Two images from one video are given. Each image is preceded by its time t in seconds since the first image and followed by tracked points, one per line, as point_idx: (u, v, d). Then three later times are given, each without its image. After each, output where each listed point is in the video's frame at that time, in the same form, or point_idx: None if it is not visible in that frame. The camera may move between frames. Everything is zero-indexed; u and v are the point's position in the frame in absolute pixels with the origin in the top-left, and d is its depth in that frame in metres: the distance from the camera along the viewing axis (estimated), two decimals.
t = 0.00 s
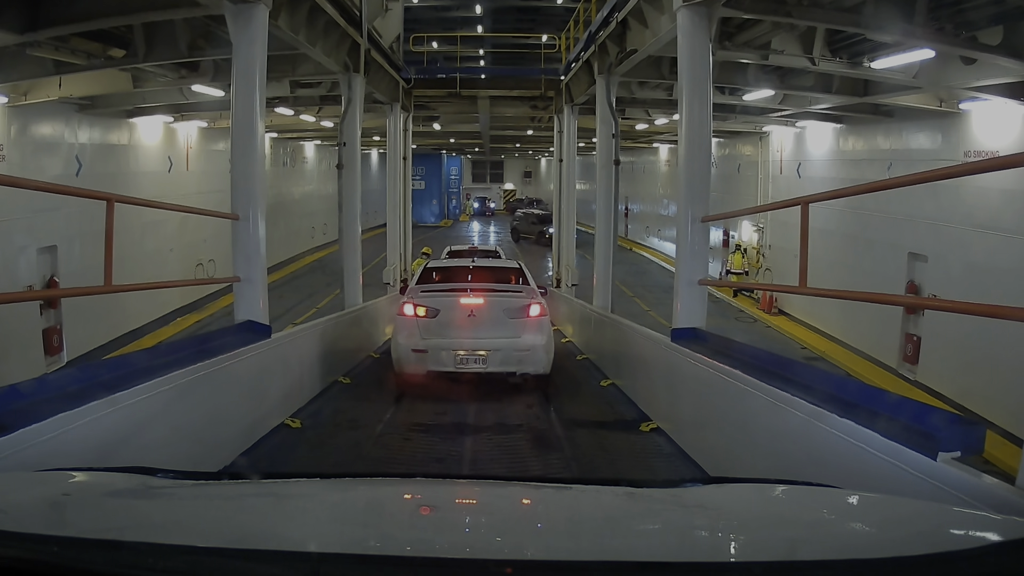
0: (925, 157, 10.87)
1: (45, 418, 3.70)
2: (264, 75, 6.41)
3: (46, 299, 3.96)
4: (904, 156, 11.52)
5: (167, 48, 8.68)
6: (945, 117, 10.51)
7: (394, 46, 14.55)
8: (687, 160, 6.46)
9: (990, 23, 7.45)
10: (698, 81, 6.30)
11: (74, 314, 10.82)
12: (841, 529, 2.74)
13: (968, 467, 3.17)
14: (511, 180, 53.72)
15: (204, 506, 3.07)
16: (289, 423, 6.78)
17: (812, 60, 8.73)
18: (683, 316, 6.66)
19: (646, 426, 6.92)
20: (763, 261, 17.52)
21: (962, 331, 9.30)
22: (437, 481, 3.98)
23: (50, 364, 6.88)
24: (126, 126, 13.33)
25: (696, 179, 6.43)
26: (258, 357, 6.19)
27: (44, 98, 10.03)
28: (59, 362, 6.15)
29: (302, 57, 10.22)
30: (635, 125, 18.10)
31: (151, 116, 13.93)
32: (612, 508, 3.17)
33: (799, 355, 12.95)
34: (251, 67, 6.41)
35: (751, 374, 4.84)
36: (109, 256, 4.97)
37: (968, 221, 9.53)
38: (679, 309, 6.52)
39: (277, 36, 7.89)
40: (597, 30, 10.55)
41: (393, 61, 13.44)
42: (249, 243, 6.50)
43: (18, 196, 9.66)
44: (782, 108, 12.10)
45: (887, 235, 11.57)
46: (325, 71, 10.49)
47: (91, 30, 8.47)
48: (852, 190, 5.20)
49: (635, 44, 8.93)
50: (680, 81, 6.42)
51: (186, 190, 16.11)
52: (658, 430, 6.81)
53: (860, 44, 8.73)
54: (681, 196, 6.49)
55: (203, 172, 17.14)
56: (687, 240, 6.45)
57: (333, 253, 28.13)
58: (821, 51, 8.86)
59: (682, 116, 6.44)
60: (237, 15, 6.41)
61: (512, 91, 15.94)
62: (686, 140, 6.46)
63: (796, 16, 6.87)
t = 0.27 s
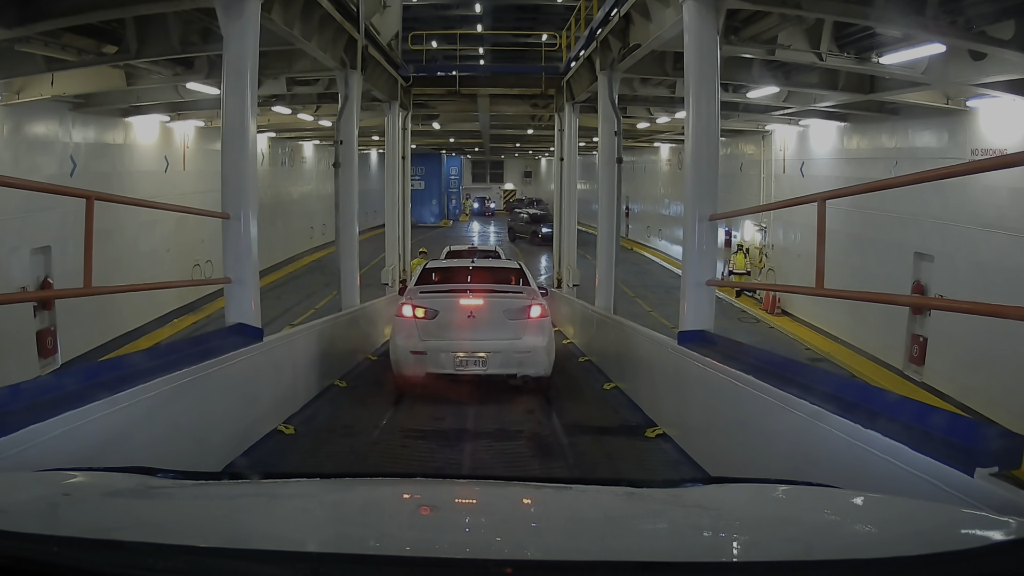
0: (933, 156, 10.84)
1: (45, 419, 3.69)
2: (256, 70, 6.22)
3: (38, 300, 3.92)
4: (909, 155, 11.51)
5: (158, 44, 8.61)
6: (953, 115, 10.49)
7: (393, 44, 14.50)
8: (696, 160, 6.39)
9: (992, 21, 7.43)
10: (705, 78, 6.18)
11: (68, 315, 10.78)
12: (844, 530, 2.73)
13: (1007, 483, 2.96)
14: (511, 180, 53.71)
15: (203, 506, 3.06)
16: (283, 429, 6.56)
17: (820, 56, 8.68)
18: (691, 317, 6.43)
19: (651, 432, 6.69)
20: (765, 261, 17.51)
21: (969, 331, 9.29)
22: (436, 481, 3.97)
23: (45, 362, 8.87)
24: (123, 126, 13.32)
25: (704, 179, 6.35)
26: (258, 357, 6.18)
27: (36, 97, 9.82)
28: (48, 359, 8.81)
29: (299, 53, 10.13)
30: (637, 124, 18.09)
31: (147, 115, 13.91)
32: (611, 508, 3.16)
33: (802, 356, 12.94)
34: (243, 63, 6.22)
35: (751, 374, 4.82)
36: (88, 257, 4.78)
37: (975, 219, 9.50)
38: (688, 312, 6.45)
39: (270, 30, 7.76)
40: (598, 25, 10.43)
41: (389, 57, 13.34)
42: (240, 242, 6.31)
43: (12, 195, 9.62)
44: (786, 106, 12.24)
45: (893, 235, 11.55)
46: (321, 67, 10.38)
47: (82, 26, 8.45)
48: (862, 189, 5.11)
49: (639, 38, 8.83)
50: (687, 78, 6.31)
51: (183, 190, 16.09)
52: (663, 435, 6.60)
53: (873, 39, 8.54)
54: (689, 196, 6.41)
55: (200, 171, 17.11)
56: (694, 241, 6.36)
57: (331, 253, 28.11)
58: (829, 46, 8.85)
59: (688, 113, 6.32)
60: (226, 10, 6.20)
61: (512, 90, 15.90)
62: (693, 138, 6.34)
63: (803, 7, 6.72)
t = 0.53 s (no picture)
0: (937, 155, 10.83)
1: (45, 418, 3.69)
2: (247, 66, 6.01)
3: (31, 300, 3.91)
4: (913, 154, 11.49)
5: (150, 39, 8.54)
6: (957, 112, 10.48)
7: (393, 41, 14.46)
8: (703, 157, 6.13)
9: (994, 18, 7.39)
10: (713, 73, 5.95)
11: (64, 315, 10.76)
12: (848, 531, 2.71)
13: None
14: (511, 180, 53.71)
15: (202, 506, 3.05)
16: (276, 433, 6.39)
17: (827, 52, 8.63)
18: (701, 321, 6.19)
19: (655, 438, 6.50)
20: (767, 261, 17.49)
21: (973, 332, 9.30)
22: (436, 481, 3.96)
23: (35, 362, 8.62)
24: (118, 124, 13.29)
25: (714, 176, 6.08)
26: (257, 356, 6.17)
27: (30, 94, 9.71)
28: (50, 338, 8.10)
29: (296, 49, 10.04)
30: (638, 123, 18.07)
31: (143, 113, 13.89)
32: (612, 508, 3.16)
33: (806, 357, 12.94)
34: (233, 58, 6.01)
35: (751, 375, 4.81)
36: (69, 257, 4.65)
37: (981, 219, 9.48)
38: (694, 314, 6.17)
39: (264, 23, 7.62)
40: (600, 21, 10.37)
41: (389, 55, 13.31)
42: (230, 241, 6.11)
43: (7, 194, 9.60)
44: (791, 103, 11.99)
45: (898, 235, 11.54)
46: (319, 63, 10.29)
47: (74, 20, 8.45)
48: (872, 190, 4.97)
49: (644, 32, 8.74)
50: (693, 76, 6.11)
51: (180, 189, 16.08)
52: (669, 441, 6.39)
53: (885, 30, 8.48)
54: (696, 195, 6.17)
55: (197, 170, 17.09)
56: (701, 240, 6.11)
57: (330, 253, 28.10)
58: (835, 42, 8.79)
59: (695, 110, 6.09)
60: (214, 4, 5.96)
61: (512, 88, 15.87)
62: (701, 136, 6.12)
63: None
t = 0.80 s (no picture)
0: (940, 154, 10.84)
1: (44, 419, 3.68)
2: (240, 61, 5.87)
3: (27, 301, 3.89)
4: (917, 154, 11.49)
5: (144, 35, 8.51)
6: (961, 111, 10.49)
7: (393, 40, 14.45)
8: (710, 155, 5.98)
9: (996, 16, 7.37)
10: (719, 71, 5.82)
11: (59, 316, 10.75)
12: (848, 531, 2.70)
13: None
14: (511, 180, 53.71)
15: (202, 506, 3.05)
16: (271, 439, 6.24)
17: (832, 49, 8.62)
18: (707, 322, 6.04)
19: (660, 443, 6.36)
20: (769, 262, 17.50)
21: (978, 333, 9.28)
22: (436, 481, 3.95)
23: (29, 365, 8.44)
24: (116, 125, 13.29)
25: (719, 174, 5.95)
26: (257, 356, 6.17)
27: (24, 93, 9.76)
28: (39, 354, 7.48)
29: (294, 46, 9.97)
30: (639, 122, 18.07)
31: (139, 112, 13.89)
32: (612, 508, 3.15)
33: (808, 358, 12.93)
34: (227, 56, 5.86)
35: (751, 375, 4.81)
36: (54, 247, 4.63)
37: (987, 218, 9.47)
38: (699, 315, 6.02)
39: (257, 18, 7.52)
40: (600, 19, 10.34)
41: (388, 54, 13.29)
42: (224, 243, 5.96)
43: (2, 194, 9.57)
44: (794, 102, 12.28)
45: (902, 235, 11.54)
46: (316, 61, 10.18)
47: (68, 17, 8.42)
48: (881, 190, 4.87)
49: (646, 28, 8.71)
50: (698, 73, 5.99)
51: (177, 188, 16.08)
52: (673, 447, 6.26)
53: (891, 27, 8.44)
54: (702, 193, 6.03)
55: (194, 170, 17.07)
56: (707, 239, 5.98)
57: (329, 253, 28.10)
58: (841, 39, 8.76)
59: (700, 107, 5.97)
60: None
61: (512, 87, 15.85)
62: (707, 133, 5.98)
63: None
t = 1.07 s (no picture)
0: (944, 153, 10.83)
1: (43, 419, 3.67)
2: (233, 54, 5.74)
3: (22, 302, 3.88)
4: (920, 153, 11.49)
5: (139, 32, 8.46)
6: (965, 110, 10.47)
7: (392, 37, 14.45)
8: (714, 154, 5.87)
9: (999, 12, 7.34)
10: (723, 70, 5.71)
11: (54, 317, 10.73)
12: (850, 531, 2.70)
13: None
14: (511, 180, 53.74)
15: (201, 506, 3.04)
16: (266, 443, 6.12)
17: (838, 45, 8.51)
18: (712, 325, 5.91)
19: (664, 447, 6.24)
20: (771, 261, 17.49)
21: (981, 333, 9.28)
22: (436, 482, 3.95)
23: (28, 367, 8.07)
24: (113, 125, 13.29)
25: (725, 172, 5.80)
26: (256, 357, 6.16)
27: (17, 91, 9.75)
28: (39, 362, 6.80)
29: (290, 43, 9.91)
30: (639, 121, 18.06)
31: (135, 111, 13.87)
32: (612, 508, 3.14)
33: (812, 359, 12.92)
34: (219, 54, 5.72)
35: (751, 375, 4.80)
36: (37, 245, 4.59)
37: (993, 217, 9.45)
38: (705, 316, 5.93)
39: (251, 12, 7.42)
40: (601, 16, 10.30)
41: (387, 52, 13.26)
42: (213, 241, 5.85)
43: None
44: (796, 100, 12.05)
45: (905, 234, 11.53)
46: (313, 58, 10.11)
47: (60, 13, 8.38)
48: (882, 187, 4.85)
49: (649, 24, 8.66)
50: (703, 70, 5.86)
51: (173, 188, 16.06)
52: (677, 450, 6.12)
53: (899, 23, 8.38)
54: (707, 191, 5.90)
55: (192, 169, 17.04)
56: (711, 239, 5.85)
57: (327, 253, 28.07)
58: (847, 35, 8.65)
59: (706, 106, 5.86)
60: None
61: (512, 85, 15.83)
62: (712, 131, 5.86)
63: None
